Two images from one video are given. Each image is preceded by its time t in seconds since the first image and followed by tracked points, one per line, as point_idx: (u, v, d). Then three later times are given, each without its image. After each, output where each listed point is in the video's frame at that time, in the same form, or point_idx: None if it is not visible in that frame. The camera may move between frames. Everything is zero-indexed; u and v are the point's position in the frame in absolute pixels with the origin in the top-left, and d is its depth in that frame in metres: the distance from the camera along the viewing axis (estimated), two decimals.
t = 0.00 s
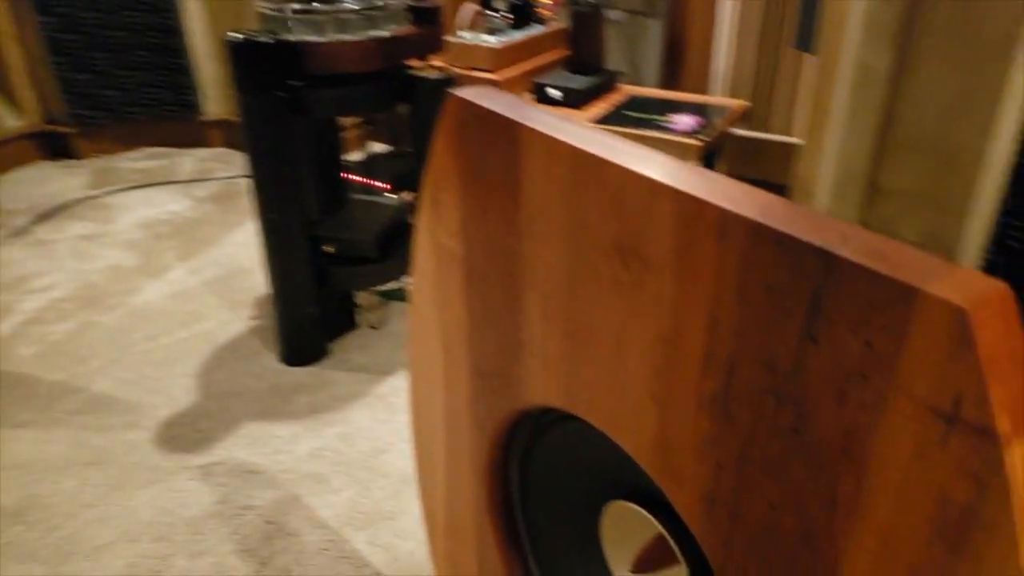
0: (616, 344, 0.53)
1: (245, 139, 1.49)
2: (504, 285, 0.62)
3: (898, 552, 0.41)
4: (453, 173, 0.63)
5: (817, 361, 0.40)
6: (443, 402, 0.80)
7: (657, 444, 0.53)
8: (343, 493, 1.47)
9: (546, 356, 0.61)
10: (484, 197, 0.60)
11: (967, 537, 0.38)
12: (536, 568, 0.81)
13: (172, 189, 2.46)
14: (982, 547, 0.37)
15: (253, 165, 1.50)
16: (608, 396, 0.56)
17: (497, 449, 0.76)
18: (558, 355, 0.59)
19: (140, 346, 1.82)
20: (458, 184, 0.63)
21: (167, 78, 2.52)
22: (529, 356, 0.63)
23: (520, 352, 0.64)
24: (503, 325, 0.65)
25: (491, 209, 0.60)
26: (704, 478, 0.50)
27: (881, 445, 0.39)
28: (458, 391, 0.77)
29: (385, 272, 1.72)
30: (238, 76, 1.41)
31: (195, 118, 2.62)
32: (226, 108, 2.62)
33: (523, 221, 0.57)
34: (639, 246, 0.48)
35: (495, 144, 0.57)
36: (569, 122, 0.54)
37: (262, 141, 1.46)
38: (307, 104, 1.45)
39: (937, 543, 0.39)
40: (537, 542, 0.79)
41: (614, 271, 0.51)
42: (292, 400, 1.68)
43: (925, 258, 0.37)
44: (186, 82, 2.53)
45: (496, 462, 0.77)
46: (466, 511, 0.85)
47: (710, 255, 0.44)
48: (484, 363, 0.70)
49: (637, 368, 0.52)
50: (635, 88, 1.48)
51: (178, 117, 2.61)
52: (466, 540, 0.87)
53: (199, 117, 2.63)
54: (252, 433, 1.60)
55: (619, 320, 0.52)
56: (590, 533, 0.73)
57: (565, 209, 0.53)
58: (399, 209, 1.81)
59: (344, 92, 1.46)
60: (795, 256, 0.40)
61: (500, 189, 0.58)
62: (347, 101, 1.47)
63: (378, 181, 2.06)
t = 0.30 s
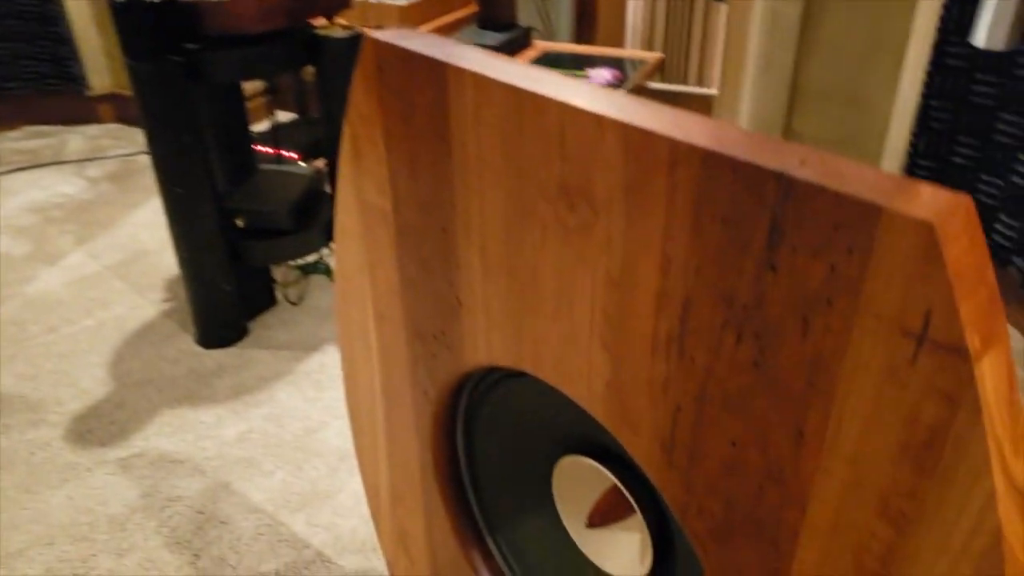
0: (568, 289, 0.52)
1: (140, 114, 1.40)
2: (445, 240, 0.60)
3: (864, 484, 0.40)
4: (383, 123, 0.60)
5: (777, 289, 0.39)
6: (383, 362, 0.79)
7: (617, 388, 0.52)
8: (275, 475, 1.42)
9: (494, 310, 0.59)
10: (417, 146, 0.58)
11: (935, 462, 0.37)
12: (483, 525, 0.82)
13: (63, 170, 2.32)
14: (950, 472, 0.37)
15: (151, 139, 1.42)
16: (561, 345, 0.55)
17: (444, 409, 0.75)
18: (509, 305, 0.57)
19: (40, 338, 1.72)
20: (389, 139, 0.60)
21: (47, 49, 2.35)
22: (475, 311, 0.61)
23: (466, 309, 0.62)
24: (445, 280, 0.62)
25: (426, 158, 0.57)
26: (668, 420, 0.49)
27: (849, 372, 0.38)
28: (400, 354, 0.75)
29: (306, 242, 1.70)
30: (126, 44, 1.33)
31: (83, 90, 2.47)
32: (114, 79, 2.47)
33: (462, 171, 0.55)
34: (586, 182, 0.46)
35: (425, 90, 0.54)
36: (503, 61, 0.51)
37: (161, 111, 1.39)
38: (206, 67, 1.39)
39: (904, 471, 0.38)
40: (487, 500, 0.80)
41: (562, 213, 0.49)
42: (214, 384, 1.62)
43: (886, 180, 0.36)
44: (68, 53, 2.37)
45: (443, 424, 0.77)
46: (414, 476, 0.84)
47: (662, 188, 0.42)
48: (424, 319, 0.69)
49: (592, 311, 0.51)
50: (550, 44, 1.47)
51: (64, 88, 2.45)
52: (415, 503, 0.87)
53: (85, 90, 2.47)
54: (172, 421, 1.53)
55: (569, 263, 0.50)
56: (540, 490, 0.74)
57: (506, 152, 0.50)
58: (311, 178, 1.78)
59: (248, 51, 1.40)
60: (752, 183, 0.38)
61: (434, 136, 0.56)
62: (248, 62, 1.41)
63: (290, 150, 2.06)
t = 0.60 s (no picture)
0: (553, 233, 0.50)
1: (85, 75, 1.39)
2: (423, 194, 0.58)
3: (871, 425, 0.38)
4: (352, 67, 0.57)
5: (779, 224, 0.37)
6: (359, 325, 0.76)
7: (608, 336, 0.50)
8: (247, 450, 1.40)
9: (475, 265, 0.57)
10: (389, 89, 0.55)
11: (946, 399, 0.35)
12: (467, 490, 0.80)
13: (12, 143, 2.24)
14: (962, 410, 0.35)
15: (101, 103, 1.39)
16: (549, 298, 0.53)
17: (424, 372, 0.73)
18: (492, 253, 0.55)
19: None
20: (362, 90, 0.57)
21: None
22: (456, 263, 0.59)
23: (446, 265, 0.60)
24: (422, 231, 0.60)
25: (400, 102, 0.55)
26: (662, 366, 0.48)
27: (854, 312, 0.37)
28: (376, 317, 0.73)
29: (269, 211, 1.66)
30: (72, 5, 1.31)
31: (28, 62, 2.40)
32: (61, 48, 2.40)
33: (439, 117, 0.52)
34: (572, 120, 0.44)
35: (399, 28, 0.51)
36: None
37: (110, 74, 1.36)
38: (155, 29, 1.36)
39: (914, 410, 0.36)
40: (471, 465, 0.78)
41: (547, 152, 0.47)
42: (179, 360, 1.59)
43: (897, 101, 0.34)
44: (11, 22, 2.30)
45: (426, 386, 0.75)
46: (394, 441, 0.82)
47: (655, 121, 0.40)
48: (399, 278, 0.67)
49: (579, 255, 0.49)
50: None
51: (8, 59, 2.39)
52: (395, 470, 0.85)
53: (30, 60, 2.40)
54: (138, 397, 1.49)
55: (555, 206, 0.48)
56: (527, 451, 0.72)
57: (486, 91, 0.48)
58: (273, 144, 1.75)
59: (195, 12, 1.36)
60: (754, 108, 0.36)
61: (409, 78, 0.53)
62: (195, 24, 1.37)
63: (249, 119, 2.02)
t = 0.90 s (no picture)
0: (523, 172, 0.48)
1: (41, 38, 1.39)
2: (388, 138, 0.55)
3: (854, 353, 0.37)
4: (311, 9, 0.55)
5: (756, 148, 0.36)
6: (329, 281, 0.75)
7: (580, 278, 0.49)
8: (218, 422, 1.39)
9: (443, 212, 0.55)
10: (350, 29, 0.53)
11: (932, 322, 0.34)
12: (439, 448, 0.79)
13: None
14: (947, 332, 0.34)
15: (57, 68, 1.40)
16: (519, 241, 0.51)
17: (395, 327, 0.71)
18: (458, 198, 0.53)
19: None
20: (321, 32, 0.55)
21: None
22: (422, 212, 0.57)
23: (414, 214, 0.58)
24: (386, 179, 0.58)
25: (361, 43, 0.53)
26: (637, 306, 0.46)
27: (836, 236, 0.35)
28: (344, 271, 0.71)
29: (234, 179, 1.65)
30: None
31: None
32: (16, 16, 2.34)
33: (403, 55, 0.50)
34: (541, 49, 0.43)
35: None
36: None
37: (65, 38, 1.37)
38: None
39: (896, 336, 0.36)
40: (444, 422, 0.77)
41: (515, 85, 0.45)
42: (146, 333, 1.58)
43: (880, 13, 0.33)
44: None
45: (396, 343, 0.73)
46: (366, 401, 0.81)
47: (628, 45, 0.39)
48: (364, 231, 0.65)
49: (550, 194, 0.47)
50: None
51: None
52: (368, 430, 0.84)
53: None
54: (104, 371, 1.49)
55: (523, 143, 0.47)
56: (502, 407, 0.71)
57: (452, 23, 0.46)
58: (238, 112, 1.71)
59: None
60: (731, 25, 0.34)
61: (370, 16, 0.51)
62: None
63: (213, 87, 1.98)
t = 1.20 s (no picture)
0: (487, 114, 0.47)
1: None
2: (346, 85, 0.54)
3: (833, 285, 0.36)
4: None
5: (728, 73, 0.35)
6: (293, 245, 0.73)
7: (548, 224, 0.47)
8: (187, 402, 1.37)
9: (406, 161, 0.54)
10: None
11: (912, 249, 0.33)
12: (412, 415, 0.77)
13: None
14: (930, 257, 0.33)
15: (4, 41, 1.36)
16: (487, 188, 0.50)
17: (361, 289, 0.69)
18: (420, 147, 0.52)
19: None
20: None
21: None
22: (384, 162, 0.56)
23: (374, 164, 0.57)
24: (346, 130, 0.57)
25: None
26: (609, 251, 0.45)
27: (812, 162, 0.34)
28: (306, 234, 0.70)
29: (195, 154, 1.63)
30: None
31: None
32: None
33: None
34: None
35: None
36: None
37: (10, 10, 1.33)
38: None
39: (877, 264, 0.34)
40: (416, 387, 0.75)
41: (478, 20, 0.44)
42: (109, 314, 1.56)
43: None
44: None
45: (364, 306, 0.71)
46: (334, 369, 0.79)
47: None
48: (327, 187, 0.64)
49: (516, 137, 0.46)
50: None
51: None
52: (337, 400, 0.82)
53: None
54: (66, 354, 1.47)
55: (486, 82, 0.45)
56: (477, 368, 0.69)
57: None
58: (197, 85, 1.67)
59: None
60: None
61: None
62: None
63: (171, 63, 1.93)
